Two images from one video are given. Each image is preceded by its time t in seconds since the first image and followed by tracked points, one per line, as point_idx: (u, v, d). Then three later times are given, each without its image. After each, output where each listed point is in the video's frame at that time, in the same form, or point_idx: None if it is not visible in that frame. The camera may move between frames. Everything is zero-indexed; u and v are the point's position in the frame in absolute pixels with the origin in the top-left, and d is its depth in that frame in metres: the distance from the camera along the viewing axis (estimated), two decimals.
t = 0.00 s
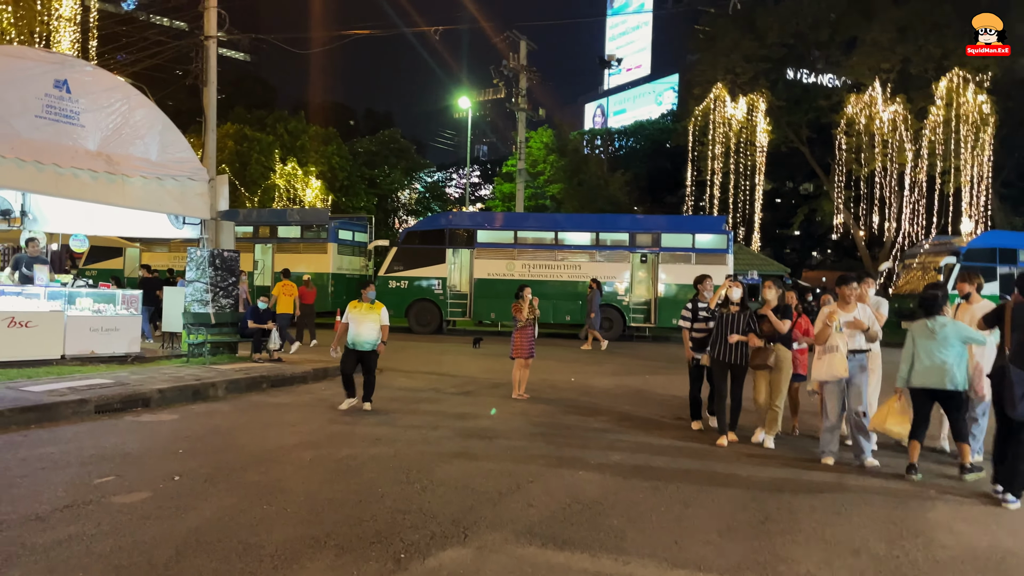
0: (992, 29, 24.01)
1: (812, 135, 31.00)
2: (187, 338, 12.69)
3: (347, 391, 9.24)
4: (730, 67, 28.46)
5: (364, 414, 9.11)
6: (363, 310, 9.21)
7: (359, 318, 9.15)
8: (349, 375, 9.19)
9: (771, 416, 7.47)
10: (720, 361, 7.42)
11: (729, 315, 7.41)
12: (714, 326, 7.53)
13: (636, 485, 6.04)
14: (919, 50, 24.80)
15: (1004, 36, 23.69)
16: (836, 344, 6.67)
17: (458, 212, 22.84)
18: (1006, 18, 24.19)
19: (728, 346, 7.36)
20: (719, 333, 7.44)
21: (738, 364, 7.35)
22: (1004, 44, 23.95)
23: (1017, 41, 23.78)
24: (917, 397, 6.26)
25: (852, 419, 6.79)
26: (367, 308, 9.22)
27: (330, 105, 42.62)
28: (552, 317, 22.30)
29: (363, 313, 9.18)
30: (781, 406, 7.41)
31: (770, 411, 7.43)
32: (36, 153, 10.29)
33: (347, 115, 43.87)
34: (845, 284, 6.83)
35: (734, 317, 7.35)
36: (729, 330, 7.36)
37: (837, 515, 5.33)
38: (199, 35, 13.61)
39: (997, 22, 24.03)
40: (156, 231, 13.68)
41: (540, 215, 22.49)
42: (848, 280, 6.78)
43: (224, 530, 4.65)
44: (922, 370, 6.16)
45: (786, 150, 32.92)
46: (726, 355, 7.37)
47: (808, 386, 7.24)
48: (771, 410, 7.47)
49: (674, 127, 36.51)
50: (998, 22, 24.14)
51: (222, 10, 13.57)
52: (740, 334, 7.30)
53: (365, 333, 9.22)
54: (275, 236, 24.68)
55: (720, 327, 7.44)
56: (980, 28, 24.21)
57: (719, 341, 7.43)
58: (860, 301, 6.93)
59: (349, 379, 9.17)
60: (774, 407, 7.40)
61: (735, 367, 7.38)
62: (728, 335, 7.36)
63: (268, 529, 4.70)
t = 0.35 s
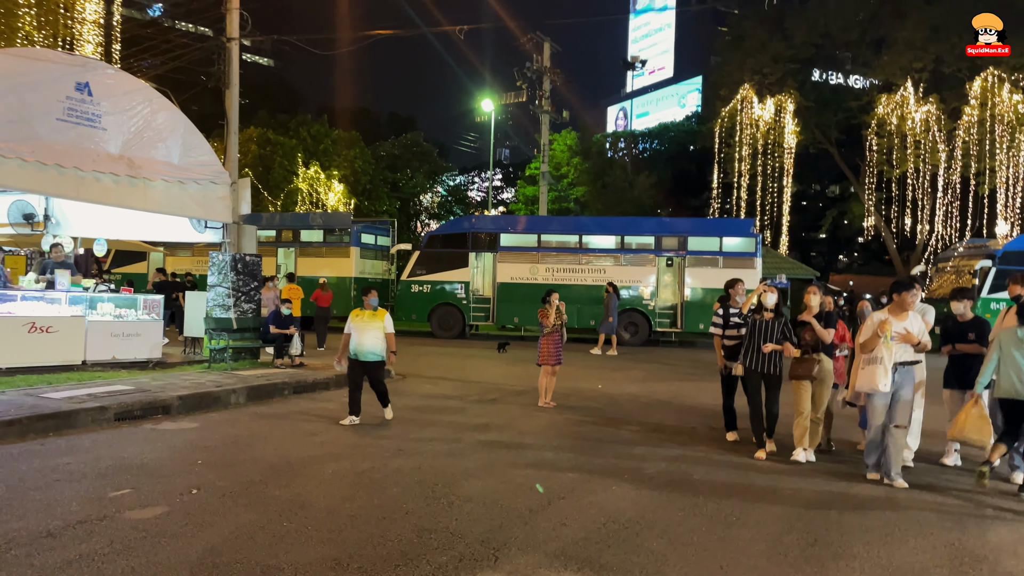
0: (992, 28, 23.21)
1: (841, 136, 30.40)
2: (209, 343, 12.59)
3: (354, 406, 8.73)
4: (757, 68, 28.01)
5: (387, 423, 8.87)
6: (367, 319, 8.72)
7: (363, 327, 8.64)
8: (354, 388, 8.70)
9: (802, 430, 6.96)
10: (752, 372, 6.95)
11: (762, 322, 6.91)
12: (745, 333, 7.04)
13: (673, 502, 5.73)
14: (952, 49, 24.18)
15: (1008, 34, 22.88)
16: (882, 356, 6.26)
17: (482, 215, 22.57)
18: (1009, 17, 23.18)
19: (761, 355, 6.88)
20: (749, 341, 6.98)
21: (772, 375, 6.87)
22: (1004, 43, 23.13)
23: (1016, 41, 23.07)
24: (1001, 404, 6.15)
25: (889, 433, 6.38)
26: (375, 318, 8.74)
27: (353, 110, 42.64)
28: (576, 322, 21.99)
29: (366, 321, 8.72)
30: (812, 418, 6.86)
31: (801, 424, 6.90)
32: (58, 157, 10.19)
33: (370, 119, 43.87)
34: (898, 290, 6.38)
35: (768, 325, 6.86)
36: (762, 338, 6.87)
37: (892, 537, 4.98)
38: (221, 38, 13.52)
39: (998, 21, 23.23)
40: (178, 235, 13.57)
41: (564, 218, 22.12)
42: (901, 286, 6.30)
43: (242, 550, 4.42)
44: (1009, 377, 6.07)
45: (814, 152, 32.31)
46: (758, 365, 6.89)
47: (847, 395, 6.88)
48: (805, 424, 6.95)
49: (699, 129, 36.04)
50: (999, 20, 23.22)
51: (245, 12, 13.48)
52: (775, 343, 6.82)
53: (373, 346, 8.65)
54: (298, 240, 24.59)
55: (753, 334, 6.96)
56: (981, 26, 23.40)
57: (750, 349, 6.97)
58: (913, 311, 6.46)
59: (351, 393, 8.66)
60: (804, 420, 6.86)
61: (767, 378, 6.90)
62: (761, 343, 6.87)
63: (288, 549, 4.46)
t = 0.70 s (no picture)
0: (993, 28, 23.17)
1: (861, 141, 29.97)
2: (221, 349, 12.32)
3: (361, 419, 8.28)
4: (775, 72, 27.70)
5: (401, 431, 8.67)
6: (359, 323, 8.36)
7: (351, 329, 8.28)
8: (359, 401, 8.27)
9: (828, 443, 6.59)
10: (774, 381, 6.55)
11: (785, 329, 6.50)
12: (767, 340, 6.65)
13: (695, 516, 5.49)
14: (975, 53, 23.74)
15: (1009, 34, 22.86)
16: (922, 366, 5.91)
17: (497, 221, 22.41)
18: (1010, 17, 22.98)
19: (784, 364, 6.48)
20: (771, 349, 6.59)
21: (796, 385, 6.45)
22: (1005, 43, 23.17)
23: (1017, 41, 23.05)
24: None
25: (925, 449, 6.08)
26: (365, 321, 8.33)
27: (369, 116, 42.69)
28: (592, 329, 21.76)
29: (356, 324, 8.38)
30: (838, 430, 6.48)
31: (827, 437, 6.54)
32: (69, 161, 10.12)
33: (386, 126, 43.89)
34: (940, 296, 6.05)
35: (791, 332, 6.46)
36: (785, 346, 6.48)
37: (928, 556, 4.72)
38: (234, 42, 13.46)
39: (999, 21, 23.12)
40: (191, 240, 13.47)
41: (579, 224, 22.01)
42: (945, 292, 6.02)
43: (244, 565, 4.24)
44: None
45: (834, 158, 31.91)
46: (781, 374, 6.50)
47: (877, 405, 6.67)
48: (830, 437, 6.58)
49: (716, 134, 35.74)
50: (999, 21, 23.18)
51: (259, 16, 13.40)
52: (799, 351, 6.42)
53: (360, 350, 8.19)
54: (314, 246, 24.51)
55: (775, 342, 6.57)
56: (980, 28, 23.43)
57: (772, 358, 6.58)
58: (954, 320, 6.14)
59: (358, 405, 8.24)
60: (830, 432, 6.49)
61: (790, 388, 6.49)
62: (783, 352, 6.48)
63: (292, 565, 4.27)
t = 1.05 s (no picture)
0: (992, 28, 23.42)
1: (884, 164, 29.53)
2: (232, 373, 12.32)
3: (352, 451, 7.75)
4: (795, 94, 27.39)
5: (412, 460, 8.39)
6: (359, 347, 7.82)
7: (348, 353, 7.69)
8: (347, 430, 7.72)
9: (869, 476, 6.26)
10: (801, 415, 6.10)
11: (811, 359, 6.05)
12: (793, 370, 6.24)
13: (719, 558, 5.15)
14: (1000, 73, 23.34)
15: (1007, 34, 23.04)
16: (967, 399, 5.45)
17: (513, 243, 22.20)
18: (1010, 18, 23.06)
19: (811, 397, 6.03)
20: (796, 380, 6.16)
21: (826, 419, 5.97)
22: (1004, 43, 23.30)
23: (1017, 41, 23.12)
24: None
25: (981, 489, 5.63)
26: (363, 344, 7.72)
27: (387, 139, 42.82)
28: (609, 353, 21.42)
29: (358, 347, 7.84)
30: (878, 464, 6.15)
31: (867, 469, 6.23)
32: (80, 182, 10.01)
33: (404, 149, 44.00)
34: (977, 320, 5.61)
35: (819, 363, 6.00)
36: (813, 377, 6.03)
37: None
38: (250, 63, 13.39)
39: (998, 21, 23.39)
40: (204, 263, 13.32)
41: (597, 247, 21.73)
42: (980, 318, 5.57)
43: None
44: None
45: (855, 180, 31.50)
46: (811, 408, 6.02)
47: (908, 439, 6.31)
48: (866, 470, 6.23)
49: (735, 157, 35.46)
50: (998, 21, 23.42)
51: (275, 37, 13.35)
52: (828, 382, 5.96)
53: (354, 374, 7.60)
54: (330, 268, 24.44)
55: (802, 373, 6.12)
56: (980, 27, 23.67)
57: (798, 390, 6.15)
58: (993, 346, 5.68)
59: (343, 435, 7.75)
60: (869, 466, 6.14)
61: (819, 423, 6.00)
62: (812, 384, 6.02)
63: None
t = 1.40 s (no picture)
0: (992, 29, 23.24)
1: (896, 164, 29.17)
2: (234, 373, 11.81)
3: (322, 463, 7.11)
4: (806, 93, 27.04)
5: (417, 464, 8.14)
6: (341, 348, 7.35)
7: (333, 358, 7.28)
8: (327, 438, 7.10)
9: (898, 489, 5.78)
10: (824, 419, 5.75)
11: (837, 360, 5.70)
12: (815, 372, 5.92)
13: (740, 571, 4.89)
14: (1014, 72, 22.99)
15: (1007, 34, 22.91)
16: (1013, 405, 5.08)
17: (520, 243, 21.94)
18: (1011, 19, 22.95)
19: (836, 400, 5.68)
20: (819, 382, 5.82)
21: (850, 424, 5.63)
22: (1004, 43, 23.13)
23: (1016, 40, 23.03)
24: None
25: None
26: (347, 346, 7.31)
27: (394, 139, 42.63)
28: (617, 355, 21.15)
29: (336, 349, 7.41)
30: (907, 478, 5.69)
31: (897, 484, 5.74)
32: (81, 178, 9.80)
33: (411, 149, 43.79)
34: None
35: (844, 363, 5.64)
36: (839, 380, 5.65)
37: None
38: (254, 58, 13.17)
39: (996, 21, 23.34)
40: (207, 261, 13.12)
41: (605, 247, 21.43)
42: None
43: None
44: None
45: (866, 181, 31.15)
46: (836, 412, 5.67)
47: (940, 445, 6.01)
48: (892, 480, 5.83)
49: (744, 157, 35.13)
50: (999, 21, 23.23)
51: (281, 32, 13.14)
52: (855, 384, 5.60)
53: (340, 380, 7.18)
54: (335, 268, 24.24)
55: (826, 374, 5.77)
56: (979, 28, 23.61)
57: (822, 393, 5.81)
58: None
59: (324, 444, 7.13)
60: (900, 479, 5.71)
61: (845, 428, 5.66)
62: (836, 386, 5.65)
63: None
